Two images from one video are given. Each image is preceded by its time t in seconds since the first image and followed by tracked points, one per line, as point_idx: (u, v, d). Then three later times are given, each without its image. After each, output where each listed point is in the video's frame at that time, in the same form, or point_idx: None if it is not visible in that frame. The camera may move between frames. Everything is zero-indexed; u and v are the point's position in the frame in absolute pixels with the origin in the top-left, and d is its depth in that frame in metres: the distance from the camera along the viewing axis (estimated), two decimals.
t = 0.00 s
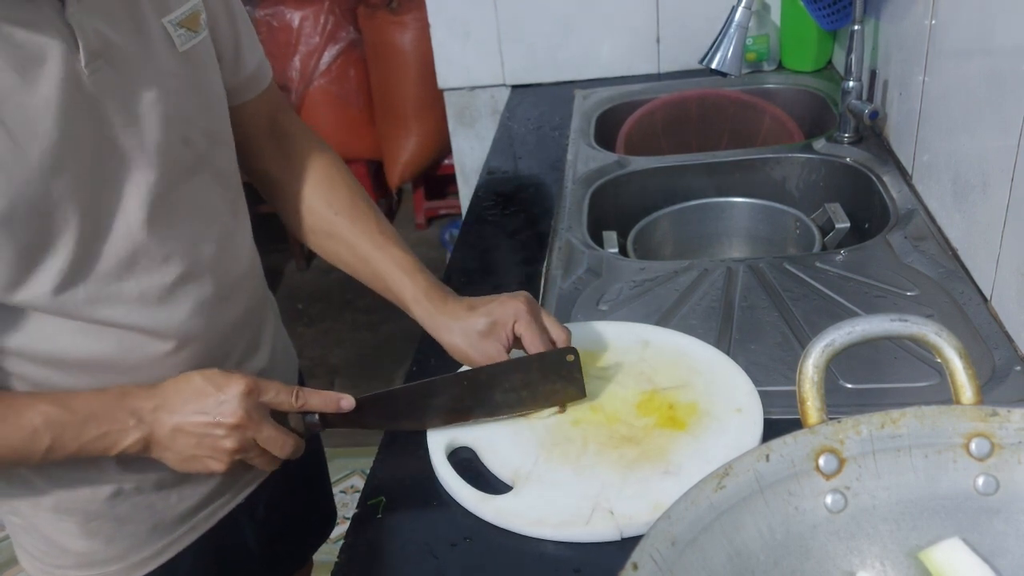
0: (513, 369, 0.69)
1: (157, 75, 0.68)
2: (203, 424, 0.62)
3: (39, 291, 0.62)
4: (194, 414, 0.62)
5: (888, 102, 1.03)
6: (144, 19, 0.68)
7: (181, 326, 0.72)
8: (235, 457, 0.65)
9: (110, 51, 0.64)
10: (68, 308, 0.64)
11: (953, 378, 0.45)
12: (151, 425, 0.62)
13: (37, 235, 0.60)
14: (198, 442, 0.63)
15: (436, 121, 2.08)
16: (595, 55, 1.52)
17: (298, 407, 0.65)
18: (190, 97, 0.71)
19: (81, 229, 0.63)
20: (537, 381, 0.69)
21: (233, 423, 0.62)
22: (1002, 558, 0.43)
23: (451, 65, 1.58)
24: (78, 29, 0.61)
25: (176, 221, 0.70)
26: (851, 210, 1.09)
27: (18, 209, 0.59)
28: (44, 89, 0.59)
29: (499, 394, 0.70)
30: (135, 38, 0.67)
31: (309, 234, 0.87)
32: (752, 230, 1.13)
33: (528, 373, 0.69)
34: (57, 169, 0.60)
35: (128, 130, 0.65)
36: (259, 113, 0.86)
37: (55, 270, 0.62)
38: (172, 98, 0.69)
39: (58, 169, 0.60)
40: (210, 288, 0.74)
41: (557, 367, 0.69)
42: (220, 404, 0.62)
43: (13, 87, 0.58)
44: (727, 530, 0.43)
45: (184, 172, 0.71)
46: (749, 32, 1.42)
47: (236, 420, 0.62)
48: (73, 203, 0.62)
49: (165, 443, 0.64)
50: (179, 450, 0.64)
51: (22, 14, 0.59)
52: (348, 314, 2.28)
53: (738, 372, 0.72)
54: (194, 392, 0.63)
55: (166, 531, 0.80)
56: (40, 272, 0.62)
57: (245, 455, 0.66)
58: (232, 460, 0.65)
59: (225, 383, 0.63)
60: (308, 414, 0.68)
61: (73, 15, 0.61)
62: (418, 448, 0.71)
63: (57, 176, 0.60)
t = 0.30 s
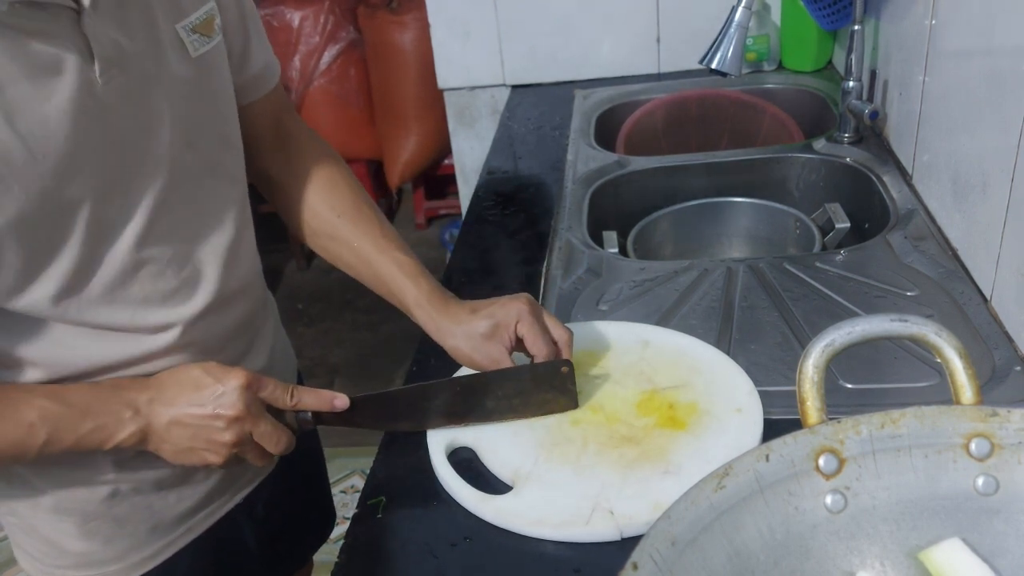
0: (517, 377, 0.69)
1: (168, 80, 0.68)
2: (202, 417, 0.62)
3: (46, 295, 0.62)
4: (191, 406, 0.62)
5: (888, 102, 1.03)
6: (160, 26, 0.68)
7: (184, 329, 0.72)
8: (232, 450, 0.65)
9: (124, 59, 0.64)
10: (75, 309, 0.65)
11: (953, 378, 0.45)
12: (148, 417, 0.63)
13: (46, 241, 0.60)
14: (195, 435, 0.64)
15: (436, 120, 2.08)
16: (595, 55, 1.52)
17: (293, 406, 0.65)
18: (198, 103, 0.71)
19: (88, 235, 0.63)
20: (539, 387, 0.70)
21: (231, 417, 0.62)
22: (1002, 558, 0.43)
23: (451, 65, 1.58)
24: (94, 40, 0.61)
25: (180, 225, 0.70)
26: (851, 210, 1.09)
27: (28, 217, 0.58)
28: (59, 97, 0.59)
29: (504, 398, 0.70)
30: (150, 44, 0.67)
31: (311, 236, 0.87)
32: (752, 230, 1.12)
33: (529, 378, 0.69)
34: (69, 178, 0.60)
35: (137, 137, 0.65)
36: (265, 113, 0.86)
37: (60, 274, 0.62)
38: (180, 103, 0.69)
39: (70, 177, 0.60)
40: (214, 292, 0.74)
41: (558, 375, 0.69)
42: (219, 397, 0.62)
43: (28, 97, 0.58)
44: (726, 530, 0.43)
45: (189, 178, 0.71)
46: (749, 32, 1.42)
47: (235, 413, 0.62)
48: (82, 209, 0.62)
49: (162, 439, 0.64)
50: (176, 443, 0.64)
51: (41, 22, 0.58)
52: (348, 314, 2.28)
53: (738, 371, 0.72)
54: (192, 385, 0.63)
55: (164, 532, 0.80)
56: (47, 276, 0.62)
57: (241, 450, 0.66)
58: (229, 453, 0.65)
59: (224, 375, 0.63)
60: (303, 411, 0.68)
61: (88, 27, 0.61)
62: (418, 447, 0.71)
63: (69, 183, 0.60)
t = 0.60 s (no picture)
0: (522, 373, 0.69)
1: (174, 85, 0.68)
2: (202, 409, 0.62)
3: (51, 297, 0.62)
4: (193, 398, 0.62)
5: (888, 102, 1.03)
6: (169, 30, 0.67)
7: (185, 332, 0.73)
8: (230, 443, 0.65)
9: (131, 63, 0.64)
10: (79, 310, 0.65)
11: (953, 378, 0.45)
12: (146, 410, 0.62)
13: (50, 245, 0.60)
14: (195, 428, 0.63)
15: (436, 120, 2.08)
16: (595, 55, 1.52)
17: (292, 398, 0.66)
18: (204, 107, 0.71)
19: (90, 239, 0.63)
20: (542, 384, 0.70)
21: (231, 409, 0.62)
22: (1001, 558, 0.43)
23: (451, 65, 1.58)
24: (101, 45, 0.61)
25: (182, 229, 0.70)
26: (851, 210, 1.09)
27: (32, 220, 0.59)
28: (64, 102, 0.59)
29: (506, 397, 0.71)
30: (157, 48, 0.66)
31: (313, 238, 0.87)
32: (752, 230, 1.12)
33: (533, 374, 0.69)
34: (73, 182, 0.60)
35: (142, 142, 0.65)
36: (268, 115, 0.86)
37: (63, 276, 0.62)
38: (185, 108, 0.69)
39: (74, 181, 0.60)
40: (216, 295, 0.75)
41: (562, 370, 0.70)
42: (219, 389, 0.62)
43: (36, 102, 0.57)
44: (726, 530, 0.43)
45: (192, 183, 0.71)
46: (749, 32, 1.42)
47: (234, 405, 0.62)
48: (85, 213, 0.62)
49: (160, 432, 0.64)
50: (175, 436, 0.64)
51: (51, 26, 0.58)
52: (348, 314, 2.28)
53: (738, 371, 0.72)
54: (192, 377, 0.63)
55: (162, 532, 0.80)
56: (51, 278, 0.62)
57: (239, 442, 0.66)
58: (227, 446, 0.65)
59: (223, 368, 0.64)
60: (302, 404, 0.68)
61: (96, 31, 0.60)
62: (417, 447, 0.71)
63: (72, 187, 0.60)
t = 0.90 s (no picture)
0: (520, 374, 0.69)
1: (175, 87, 0.68)
2: (214, 418, 0.62)
3: (52, 300, 0.62)
4: (205, 407, 0.62)
5: (888, 102, 1.03)
6: (171, 32, 0.67)
7: (185, 334, 0.73)
8: (246, 450, 0.65)
9: (133, 66, 0.64)
10: (82, 312, 0.65)
11: (953, 378, 0.45)
12: (160, 420, 0.62)
13: (52, 248, 0.60)
14: (208, 436, 0.63)
15: (435, 120, 2.08)
16: (595, 55, 1.52)
17: (304, 404, 0.65)
18: (205, 109, 0.71)
19: (91, 242, 0.63)
20: (542, 383, 0.70)
21: (245, 417, 0.62)
22: (1001, 558, 0.43)
23: (451, 65, 1.58)
24: (103, 48, 0.60)
25: (182, 231, 0.70)
26: (851, 210, 1.09)
27: (33, 224, 0.58)
28: (66, 106, 0.59)
29: (506, 397, 0.71)
30: (159, 49, 0.66)
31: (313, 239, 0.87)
32: (752, 230, 1.12)
33: (533, 372, 0.69)
34: (75, 185, 0.60)
35: (143, 144, 0.65)
36: (269, 116, 0.86)
37: (65, 278, 0.62)
38: (186, 111, 0.69)
39: (76, 184, 0.60)
40: (216, 297, 0.75)
41: (563, 366, 0.70)
42: (232, 397, 0.62)
43: (38, 105, 0.57)
44: (726, 530, 0.43)
45: (193, 184, 0.71)
46: (749, 32, 1.42)
47: (249, 414, 0.62)
48: (86, 217, 0.62)
49: (175, 440, 0.64)
50: (189, 445, 0.64)
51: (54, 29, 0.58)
52: (348, 314, 2.28)
53: (738, 371, 0.72)
54: (204, 385, 0.63)
55: (161, 534, 0.80)
56: (54, 281, 0.62)
57: (253, 450, 0.66)
58: (243, 453, 0.65)
59: (235, 375, 0.63)
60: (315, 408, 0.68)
61: (98, 34, 0.60)
62: (417, 447, 0.71)
63: (73, 190, 0.60)
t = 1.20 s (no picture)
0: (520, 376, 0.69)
1: (173, 88, 0.68)
2: (221, 422, 0.62)
3: (50, 303, 0.62)
4: (211, 410, 0.62)
5: (888, 102, 1.03)
6: (168, 32, 0.67)
7: (181, 336, 0.72)
8: (252, 454, 0.65)
9: (130, 67, 0.64)
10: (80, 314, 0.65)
11: (953, 378, 0.45)
12: (166, 423, 0.62)
13: (50, 250, 0.60)
14: (216, 439, 0.63)
15: (435, 120, 2.08)
16: (595, 55, 1.52)
17: (310, 407, 0.66)
18: (201, 110, 0.71)
19: (89, 244, 0.63)
20: (544, 383, 0.70)
21: (253, 421, 0.62)
22: (1001, 558, 0.43)
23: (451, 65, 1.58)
24: (100, 49, 0.60)
25: (179, 232, 0.70)
26: (851, 210, 1.09)
27: (30, 225, 0.58)
28: (62, 107, 0.59)
29: (506, 397, 0.71)
30: (155, 50, 0.66)
31: (312, 240, 0.87)
32: (752, 230, 1.12)
33: (533, 370, 0.69)
34: (72, 186, 0.60)
35: (140, 145, 0.65)
36: (268, 116, 0.86)
37: (63, 280, 0.62)
38: (183, 112, 0.69)
39: (72, 185, 0.60)
40: (214, 297, 0.75)
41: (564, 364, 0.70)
42: (240, 401, 0.62)
43: (35, 105, 0.57)
44: (726, 530, 0.43)
45: (190, 185, 0.71)
46: (749, 32, 1.42)
47: (257, 417, 0.62)
48: (84, 219, 0.62)
49: (182, 444, 0.63)
50: (196, 448, 0.64)
51: (52, 31, 0.57)
52: (348, 314, 2.28)
53: (738, 371, 0.71)
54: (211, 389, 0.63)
55: (159, 535, 0.79)
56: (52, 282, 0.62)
57: (260, 453, 0.66)
58: (249, 457, 0.65)
59: (243, 379, 0.63)
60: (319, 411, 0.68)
61: (95, 34, 0.59)
62: (417, 447, 0.71)
63: (70, 191, 0.60)
